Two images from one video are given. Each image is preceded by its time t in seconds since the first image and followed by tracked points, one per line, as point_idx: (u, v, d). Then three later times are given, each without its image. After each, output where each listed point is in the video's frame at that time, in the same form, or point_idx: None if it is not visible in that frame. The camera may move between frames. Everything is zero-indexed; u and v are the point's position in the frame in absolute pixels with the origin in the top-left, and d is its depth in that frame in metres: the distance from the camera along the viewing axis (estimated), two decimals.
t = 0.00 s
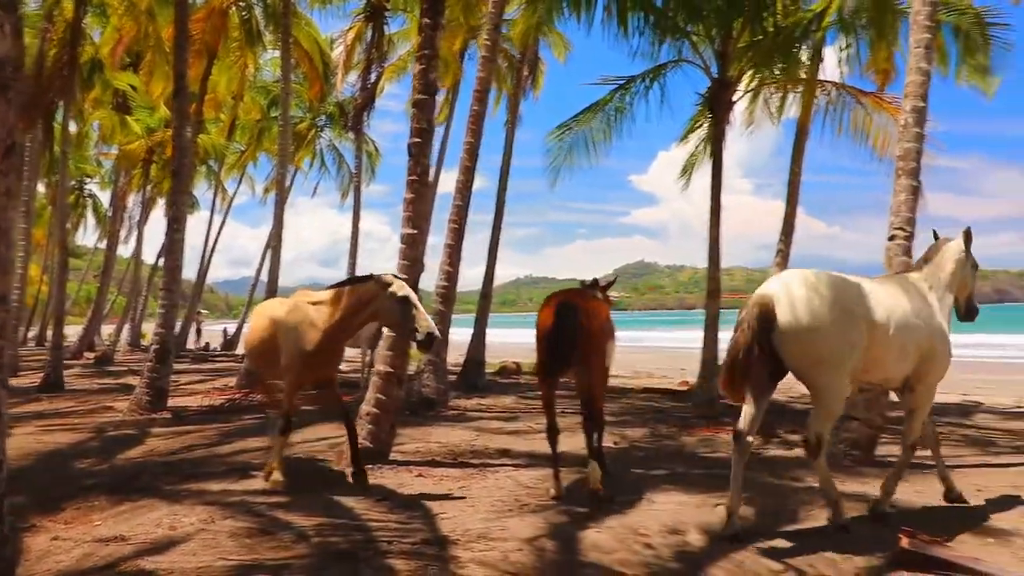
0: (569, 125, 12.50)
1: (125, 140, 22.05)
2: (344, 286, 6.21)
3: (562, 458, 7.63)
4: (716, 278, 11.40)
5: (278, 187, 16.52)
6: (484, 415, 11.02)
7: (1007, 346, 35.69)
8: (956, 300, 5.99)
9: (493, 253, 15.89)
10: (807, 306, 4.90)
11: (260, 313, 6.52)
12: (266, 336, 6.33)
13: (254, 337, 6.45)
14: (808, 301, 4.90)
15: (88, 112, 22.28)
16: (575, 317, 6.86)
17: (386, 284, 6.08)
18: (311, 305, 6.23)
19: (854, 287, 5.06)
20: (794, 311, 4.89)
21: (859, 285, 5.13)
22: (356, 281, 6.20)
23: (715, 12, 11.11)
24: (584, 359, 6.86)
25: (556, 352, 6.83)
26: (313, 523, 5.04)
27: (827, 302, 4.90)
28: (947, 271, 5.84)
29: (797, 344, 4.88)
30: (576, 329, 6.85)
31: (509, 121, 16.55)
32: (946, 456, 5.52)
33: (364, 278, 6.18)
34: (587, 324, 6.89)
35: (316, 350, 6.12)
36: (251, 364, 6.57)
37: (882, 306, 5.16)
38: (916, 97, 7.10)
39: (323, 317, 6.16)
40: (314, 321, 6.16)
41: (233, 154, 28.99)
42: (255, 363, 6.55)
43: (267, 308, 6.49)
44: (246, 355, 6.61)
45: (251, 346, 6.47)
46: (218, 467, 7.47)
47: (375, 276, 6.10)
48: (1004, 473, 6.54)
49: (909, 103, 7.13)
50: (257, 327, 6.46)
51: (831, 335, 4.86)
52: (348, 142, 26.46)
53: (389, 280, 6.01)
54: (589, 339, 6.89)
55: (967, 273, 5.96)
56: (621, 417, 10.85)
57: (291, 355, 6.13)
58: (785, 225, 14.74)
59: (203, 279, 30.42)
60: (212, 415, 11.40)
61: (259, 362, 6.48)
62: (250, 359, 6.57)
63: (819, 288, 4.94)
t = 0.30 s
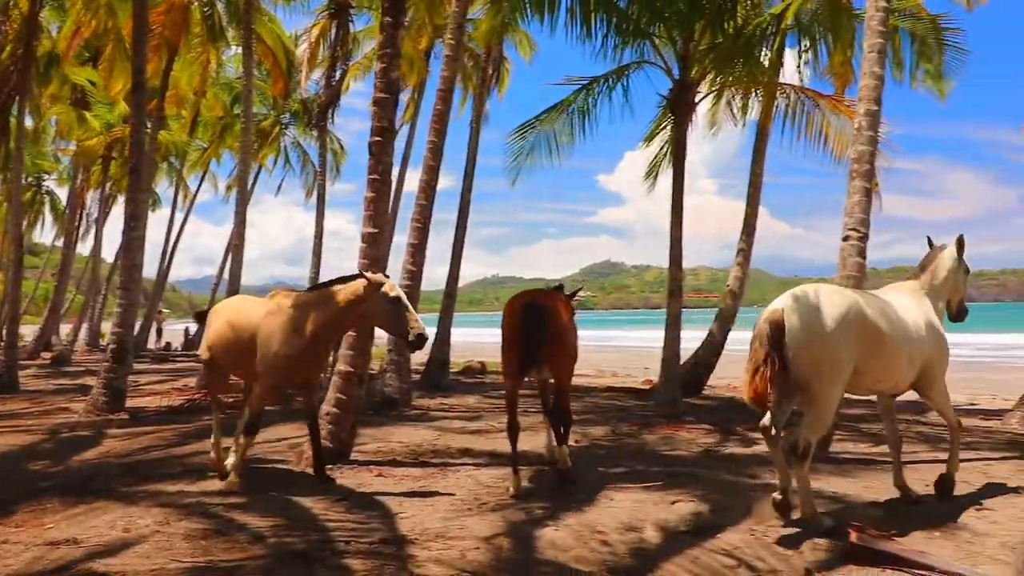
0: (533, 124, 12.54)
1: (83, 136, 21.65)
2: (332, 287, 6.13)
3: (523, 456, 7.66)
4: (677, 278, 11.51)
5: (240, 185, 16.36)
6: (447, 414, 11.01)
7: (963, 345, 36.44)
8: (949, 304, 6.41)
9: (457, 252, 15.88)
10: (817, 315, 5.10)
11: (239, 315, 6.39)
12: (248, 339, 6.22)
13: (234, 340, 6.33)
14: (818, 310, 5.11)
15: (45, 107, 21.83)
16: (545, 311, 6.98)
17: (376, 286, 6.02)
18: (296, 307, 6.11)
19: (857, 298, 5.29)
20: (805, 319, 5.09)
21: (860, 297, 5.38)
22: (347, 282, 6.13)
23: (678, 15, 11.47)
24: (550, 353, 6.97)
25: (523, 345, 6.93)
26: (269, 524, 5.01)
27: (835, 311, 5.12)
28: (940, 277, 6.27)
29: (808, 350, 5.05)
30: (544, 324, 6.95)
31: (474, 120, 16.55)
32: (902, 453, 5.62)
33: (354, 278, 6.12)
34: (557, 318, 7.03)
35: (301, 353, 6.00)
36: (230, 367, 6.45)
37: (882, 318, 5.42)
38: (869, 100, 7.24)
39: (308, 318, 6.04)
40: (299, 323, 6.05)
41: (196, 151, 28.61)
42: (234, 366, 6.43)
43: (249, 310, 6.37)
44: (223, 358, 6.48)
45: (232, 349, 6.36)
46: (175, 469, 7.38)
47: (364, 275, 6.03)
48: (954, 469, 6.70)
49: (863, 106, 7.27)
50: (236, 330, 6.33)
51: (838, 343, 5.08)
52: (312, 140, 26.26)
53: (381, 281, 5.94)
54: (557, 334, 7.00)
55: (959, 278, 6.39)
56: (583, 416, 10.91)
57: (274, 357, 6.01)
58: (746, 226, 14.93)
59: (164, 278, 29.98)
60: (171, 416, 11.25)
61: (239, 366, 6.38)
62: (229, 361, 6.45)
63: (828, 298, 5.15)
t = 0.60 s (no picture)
0: (501, 123, 12.56)
1: (45, 132, 21.26)
2: (322, 286, 6.10)
3: (489, 456, 7.67)
4: (644, 278, 11.59)
5: (206, 183, 16.18)
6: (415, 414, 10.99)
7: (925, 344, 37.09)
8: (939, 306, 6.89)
9: (426, 252, 15.85)
10: (816, 305, 5.50)
11: (218, 313, 6.27)
12: (230, 338, 6.11)
13: (213, 340, 6.21)
14: (816, 300, 5.51)
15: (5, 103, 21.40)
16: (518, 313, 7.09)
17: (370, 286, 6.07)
18: (283, 305, 6.04)
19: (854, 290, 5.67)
20: (804, 309, 5.49)
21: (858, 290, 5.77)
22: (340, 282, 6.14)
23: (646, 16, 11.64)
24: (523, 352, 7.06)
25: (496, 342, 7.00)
26: (230, 525, 4.96)
27: (832, 301, 5.52)
28: (928, 283, 6.72)
29: (806, 335, 5.44)
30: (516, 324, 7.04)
31: (443, 119, 16.52)
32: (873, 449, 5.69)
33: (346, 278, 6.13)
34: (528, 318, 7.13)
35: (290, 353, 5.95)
36: (206, 366, 6.32)
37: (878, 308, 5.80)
38: (831, 103, 7.34)
39: (298, 317, 5.99)
40: (287, 322, 5.97)
41: (161, 148, 28.23)
42: (211, 366, 6.31)
43: (228, 309, 6.26)
44: (199, 358, 6.35)
45: (210, 348, 6.24)
46: (137, 470, 7.28)
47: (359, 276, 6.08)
48: (911, 466, 6.83)
49: (824, 108, 7.37)
50: (215, 329, 6.21)
51: (835, 330, 5.47)
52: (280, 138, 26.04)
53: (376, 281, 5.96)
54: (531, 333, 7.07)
55: (949, 284, 6.80)
56: (551, 415, 10.95)
57: (260, 358, 5.92)
58: (712, 226, 15.08)
59: (128, 277, 29.55)
60: (134, 417, 11.09)
61: (218, 365, 6.26)
62: (205, 361, 6.32)
63: (826, 289, 5.55)
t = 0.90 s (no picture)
0: (470, 122, 12.56)
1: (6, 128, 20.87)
2: (313, 285, 6.20)
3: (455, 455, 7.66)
4: (612, 278, 11.65)
5: (172, 180, 15.99)
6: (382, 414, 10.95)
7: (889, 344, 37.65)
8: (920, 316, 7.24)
9: (395, 251, 15.80)
10: (822, 316, 5.73)
11: (198, 311, 6.15)
12: (215, 336, 6.03)
13: (195, 338, 6.09)
14: (822, 311, 5.73)
15: None
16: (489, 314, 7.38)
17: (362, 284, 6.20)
18: (274, 303, 6.09)
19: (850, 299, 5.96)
20: (809, 319, 5.73)
21: (851, 298, 6.07)
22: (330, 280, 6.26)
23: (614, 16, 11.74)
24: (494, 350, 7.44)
25: (468, 342, 7.37)
26: (191, 526, 4.91)
27: (836, 313, 5.75)
28: (908, 292, 7.04)
29: (811, 344, 5.71)
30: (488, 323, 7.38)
31: (412, 118, 16.48)
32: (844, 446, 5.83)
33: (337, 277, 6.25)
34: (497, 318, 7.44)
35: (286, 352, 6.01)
36: (182, 366, 6.18)
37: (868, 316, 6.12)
38: (793, 104, 7.44)
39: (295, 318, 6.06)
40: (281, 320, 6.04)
41: (126, 145, 27.84)
42: (188, 365, 6.17)
43: (209, 306, 6.17)
44: (174, 357, 6.19)
45: (189, 347, 6.11)
46: (97, 472, 7.18)
47: (351, 275, 6.20)
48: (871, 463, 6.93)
49: (787, 110, 7.46)
50: (197, 327, 6.09)
51: (839, 341, 5.75)
52: (248, 136, 25.80)
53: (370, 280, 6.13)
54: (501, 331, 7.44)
55: (928, 294, 7.13)
56: (519, 414, 10.96)
57: (254, 356, 5.91)
58: (680, 226, 15.20)
59: (92, 276, 29.08)
60: (96, 418, 10.92)
61: (197, 364, 6.14)
62: (182, 360, 6.17)
63: (829, 300, 5.78)
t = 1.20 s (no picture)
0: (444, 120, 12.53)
1: None
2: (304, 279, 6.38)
3: (426, 456, 7.63)
4: (586, 277, 11.66)
5: (143, 178, 15.81)
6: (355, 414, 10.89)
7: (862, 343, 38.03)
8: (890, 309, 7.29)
9: (369, 250, 15.72)
10: (821, 306, 6.01)
11: (186, 309, 5.92)
12: (214, 333, 5.88)
13: (188, 336, 5.85)
14: (820, 303, 6.00)
15: None
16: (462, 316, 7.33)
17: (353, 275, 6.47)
18: (272, 299, 6.20)
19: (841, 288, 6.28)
20: (810, 310, 5.99)
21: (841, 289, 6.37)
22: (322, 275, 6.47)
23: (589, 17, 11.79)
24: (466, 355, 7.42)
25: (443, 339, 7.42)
26: (156, 529, 4.84)
27: (833, 303, 6.04)
28: (880, 286, 7.16)
29: (814, 333, 5.97)
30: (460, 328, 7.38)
31: (386, 118, 16.42)
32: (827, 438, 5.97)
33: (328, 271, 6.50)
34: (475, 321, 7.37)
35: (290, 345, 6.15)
36: (170, 368, 5.88)
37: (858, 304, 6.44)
38: (763, 105, 7.49)
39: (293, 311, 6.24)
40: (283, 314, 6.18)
41: (98, 143, 27.48)
42: (177, 366, 5.89)
43: (197, 304, 5.97)
44: (159, 358, 5.87)
45: (181, 346, 5.84)
46: (61, 474, 7.06)
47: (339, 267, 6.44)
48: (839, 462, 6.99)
49: (757, 111, 7.51)
50: (189, 325, 5.87)
51: (838, 330, 6.02)
52: (222, 134, 25.57)
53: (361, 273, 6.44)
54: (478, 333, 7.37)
55: (898, 286, 7.24)
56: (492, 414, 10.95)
57: (264, 351, 5.96)
58: (654, 226, 15.28)
59: (62, 276, 28.66)
60: (64, 420, 10.75)
61: (188, 364, 5.89)
62: (170, 361, 5.87)
63: (826, 291, 6.06)
